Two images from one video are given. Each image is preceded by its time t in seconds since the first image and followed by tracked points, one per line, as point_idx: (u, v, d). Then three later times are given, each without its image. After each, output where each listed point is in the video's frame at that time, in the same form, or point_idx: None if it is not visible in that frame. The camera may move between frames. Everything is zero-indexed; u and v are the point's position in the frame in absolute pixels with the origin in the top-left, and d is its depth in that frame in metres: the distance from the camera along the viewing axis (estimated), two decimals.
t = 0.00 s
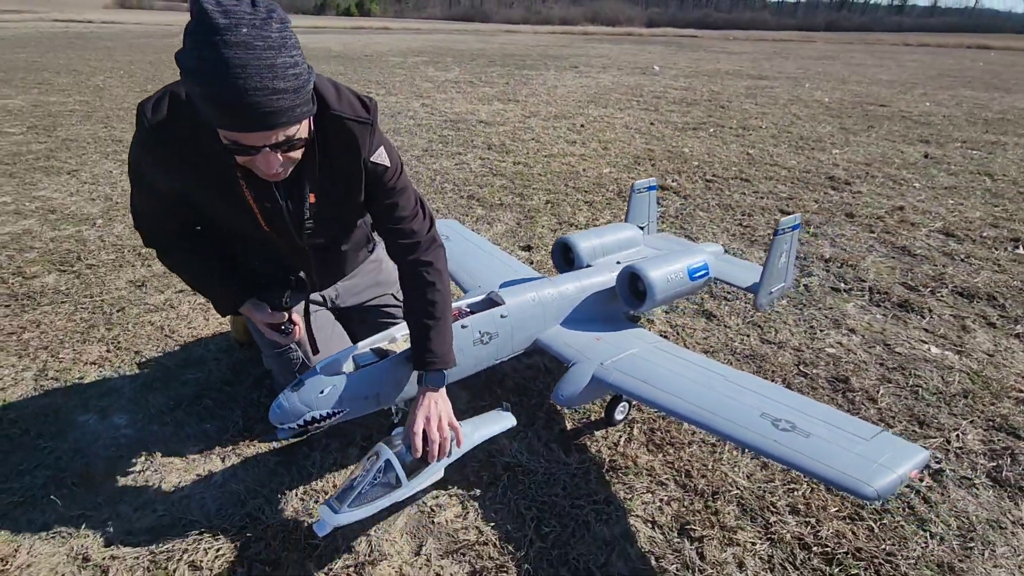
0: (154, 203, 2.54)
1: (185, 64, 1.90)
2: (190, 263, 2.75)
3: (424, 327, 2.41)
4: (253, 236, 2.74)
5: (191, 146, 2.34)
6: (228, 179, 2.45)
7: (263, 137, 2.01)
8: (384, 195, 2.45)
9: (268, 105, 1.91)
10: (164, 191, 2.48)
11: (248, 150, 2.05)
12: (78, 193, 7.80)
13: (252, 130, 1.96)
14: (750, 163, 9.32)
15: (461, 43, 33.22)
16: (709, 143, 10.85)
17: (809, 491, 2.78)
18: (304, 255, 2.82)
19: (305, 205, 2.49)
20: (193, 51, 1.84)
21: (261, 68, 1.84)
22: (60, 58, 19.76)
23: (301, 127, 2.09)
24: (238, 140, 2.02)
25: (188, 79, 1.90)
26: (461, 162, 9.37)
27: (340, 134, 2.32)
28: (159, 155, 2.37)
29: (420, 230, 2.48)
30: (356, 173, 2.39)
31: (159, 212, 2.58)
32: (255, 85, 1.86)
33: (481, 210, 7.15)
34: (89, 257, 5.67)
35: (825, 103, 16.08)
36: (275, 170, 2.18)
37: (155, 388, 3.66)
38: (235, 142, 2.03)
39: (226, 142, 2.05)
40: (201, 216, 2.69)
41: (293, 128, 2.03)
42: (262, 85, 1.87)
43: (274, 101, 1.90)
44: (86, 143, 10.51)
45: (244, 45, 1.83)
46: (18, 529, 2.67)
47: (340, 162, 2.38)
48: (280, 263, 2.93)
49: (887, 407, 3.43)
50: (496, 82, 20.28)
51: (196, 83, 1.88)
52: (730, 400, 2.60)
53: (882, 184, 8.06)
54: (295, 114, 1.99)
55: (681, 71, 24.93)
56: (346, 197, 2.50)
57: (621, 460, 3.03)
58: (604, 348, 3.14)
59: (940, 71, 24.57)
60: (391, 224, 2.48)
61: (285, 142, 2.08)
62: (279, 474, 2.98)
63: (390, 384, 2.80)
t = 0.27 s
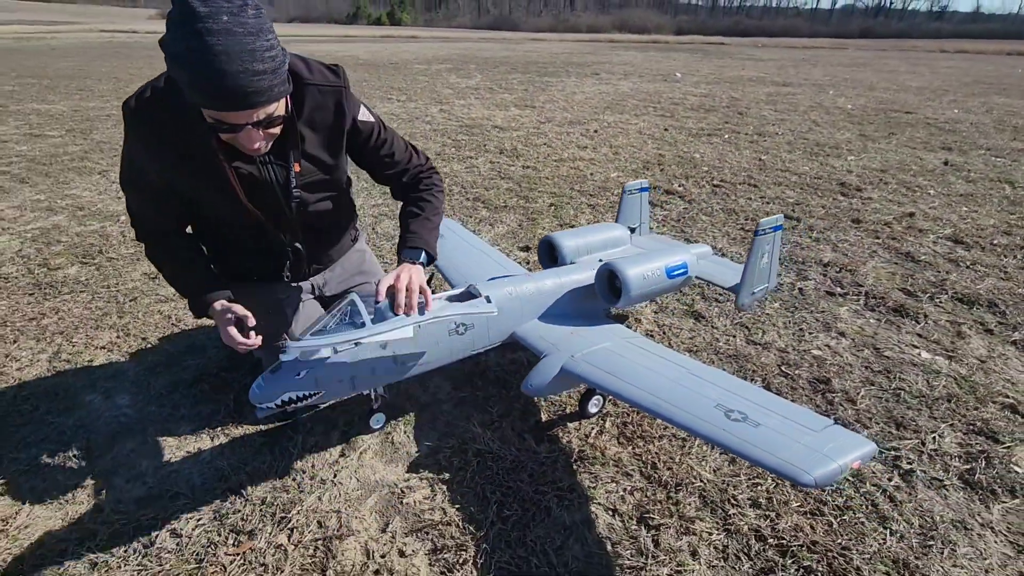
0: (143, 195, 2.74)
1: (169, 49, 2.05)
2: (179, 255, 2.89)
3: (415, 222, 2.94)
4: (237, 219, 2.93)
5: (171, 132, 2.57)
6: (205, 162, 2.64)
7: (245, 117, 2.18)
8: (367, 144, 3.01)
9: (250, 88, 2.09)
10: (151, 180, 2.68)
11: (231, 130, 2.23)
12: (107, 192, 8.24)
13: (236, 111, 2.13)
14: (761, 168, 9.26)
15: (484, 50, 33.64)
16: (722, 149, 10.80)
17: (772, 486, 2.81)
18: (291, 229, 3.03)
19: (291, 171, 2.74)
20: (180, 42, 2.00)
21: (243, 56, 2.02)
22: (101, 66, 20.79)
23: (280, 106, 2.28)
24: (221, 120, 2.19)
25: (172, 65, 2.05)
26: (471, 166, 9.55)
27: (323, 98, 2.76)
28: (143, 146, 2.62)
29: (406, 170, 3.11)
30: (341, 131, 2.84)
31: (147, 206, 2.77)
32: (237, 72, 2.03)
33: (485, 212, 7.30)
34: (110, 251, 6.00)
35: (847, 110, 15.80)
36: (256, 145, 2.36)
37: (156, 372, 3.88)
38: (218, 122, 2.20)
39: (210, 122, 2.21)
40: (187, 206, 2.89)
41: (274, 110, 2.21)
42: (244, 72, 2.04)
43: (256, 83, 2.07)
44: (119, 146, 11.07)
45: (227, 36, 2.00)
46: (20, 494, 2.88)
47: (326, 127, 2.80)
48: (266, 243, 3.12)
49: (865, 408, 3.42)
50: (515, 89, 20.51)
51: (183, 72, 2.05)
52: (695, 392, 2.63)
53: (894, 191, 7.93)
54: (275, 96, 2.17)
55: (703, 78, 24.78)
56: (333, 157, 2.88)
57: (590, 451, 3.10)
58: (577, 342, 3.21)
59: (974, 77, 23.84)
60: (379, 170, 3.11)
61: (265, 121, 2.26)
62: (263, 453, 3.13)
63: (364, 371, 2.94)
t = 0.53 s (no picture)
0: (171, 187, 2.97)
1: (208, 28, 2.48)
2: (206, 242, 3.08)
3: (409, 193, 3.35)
4: (258, 202, 3.19)
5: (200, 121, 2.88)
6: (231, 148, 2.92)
7: (264, 79, 2.53)
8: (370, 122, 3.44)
9: (270, 49, 2.43)
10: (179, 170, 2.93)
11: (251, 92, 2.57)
12: (132, 193, 8.62)
13: (256, 72, 2.48)
14: (769, 176, 9.29)
15: (501, 59, 34.07)
16: (731, 156, 10.86)
17: (748, 476, 2.90)
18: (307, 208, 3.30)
19: (309, 144, 3.03)
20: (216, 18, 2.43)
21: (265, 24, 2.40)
22: (131, 74, 21.61)
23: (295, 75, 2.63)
24: (243, 84, 2.54)
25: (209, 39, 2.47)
26: (481, 171, 9.76)
27: (335, 82, 3.18)
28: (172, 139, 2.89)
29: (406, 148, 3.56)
30: (351, 110, 3.23)
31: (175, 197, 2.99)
32: (259, 35, 2.39)
33: (491, 215, 7.48)
34: (132, 248, 6.31)
35: (862, 119, 15.70)
36: (273, 110, 2.70)
37: (170, 359, 4.11)
38: (241, 87, 2.55)
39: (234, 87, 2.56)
40: (210, 195, 3.14)
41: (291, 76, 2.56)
42: (266, 35, 2.41)
43: (275, 46, 2.43)
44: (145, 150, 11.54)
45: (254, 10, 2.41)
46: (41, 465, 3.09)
47: (338, 107, 3.18)
48: (283, 227, 3.36)
49: (849, 406, 3.49)
50: (530, 97, 20.77)
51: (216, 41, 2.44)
52: (674, 381, 2.75)
53: (901, 199, 7.91)
54: (291, 62, 2.53)
55: (718, 86, 24.77)
56: (343, 135, 3.23)
57: (575, 440, 3.22)
58: (564, 336, 3.34)
59: (998, 87, 23.43)
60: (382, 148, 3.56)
61: (281, 86, 2.60)
62: (265, 435, 3.32)
63: (360, 355, 3.08)
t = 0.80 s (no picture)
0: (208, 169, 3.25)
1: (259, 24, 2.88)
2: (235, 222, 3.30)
3: (411, 208, 3.60)
4: (284, 189, 3.44)
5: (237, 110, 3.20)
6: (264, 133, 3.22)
7: (305, 62, 2.87)
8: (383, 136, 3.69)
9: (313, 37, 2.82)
10: (217, 153, 3.23)
11: (292, 76, 2.90)
12: (160, 198, 9.03)
13: (300, 55, 2.84)
14: (778, 190, 9.38)
15: (519, 76, 34.69)
16: (742, 171, 10.96)
17: (737, 469, 3.00)
18: (328, 195, 3.54)
19: (334, 134, 3.33)
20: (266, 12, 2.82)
21: (312, 16, 2.81)
22: (162, 89, 22.51)
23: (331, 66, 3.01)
24: (286, 68, 2.88)
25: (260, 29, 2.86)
26: (494, 182, 10.00)
27: (361, 87, 3.49)
28: (213, 127, 3.22)
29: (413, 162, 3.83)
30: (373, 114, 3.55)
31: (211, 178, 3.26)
32: (305, 24, 2.80)
33: (502, 224, 7.68)
34: (159, 249, 6.64)
35: (878, 136, 15.69)
36: (309, 94, 3.01)
37: (192, 350, 4.34)
38: (283, 71, 2.89)
39: (277, 71, 2.90)
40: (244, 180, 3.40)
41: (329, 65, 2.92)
42: (311, 25, 2.81)
43: (316, 34, 2.81)
44: (173, 159, 12.05)
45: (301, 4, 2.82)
46: (70, 441, 3.31)
47: (362, 108, 3.47)
48: (306, 215, 3.59)
49: (843, 407, 3.56)
50: (545, 112, 21.13)
51: (267, 31, 2.83)
52: (664, 373, 2.88)
53: (911, 213, 7.93)
54: (328, 50, 2.90)
55: (734, 104, 24.90)
56: (364, 133, 3.52)
57: (572, 432, 3.35)
58: (563, 332, 3.49)
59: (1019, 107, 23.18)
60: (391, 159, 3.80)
61: (319, 72, 2.95)
62: (277, 420, 3.50)
63: (368, 345, 3.26)
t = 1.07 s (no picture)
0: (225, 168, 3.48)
1: (292, 27, 3.16)
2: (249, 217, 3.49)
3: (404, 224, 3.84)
4: (294, 188, 3.67)
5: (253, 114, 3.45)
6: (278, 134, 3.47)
7: (342, 62, 3.21)
8: (384, 147, 4.00)
9: (348, 40, 3.19)
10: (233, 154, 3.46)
11: (329, 72, 3.20)
12: (181, 210, 9.41)
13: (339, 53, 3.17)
14: (785, 207, 9.41)
15: (535, 96, 35.24)
16: (750, 188, 11.02)
17: (719, 472, 3.06)
18: (336, 194, 3.76)
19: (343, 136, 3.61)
20: (303, 16, 3.13)
21: (348, 23, 3.19)
22: (190, 107, 23.40)
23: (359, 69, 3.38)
24: (325, 65, 3.18)
25: (290, 31, 3.17)
26: (503, 198, 10.21)
27: (367, 101, 3.84)
28: (230, 130, 3.47)
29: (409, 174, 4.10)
30: (378, 124, 3.87)
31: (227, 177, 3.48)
32: (343, 29, 3.17)
33: (508, 237, 7.85)
34: (178, 257, 6.93)
35: (892, 156, 15.61)
36: (340, 90, 3.32)
37: (202, 351, 4.54)
38: (321, 67, 3.18)
39: (315, 67, 3.18)
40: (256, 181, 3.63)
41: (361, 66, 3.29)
42: (347, 30, 3.19)
43: (349, 33, 3.18)
44: (196, 173, 12.53)
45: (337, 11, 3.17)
46: (83, 431, 3.49)
47: (369, 118, 3.82)
48: (312, 216, 3.79)
49: (831, 416, 3.59)
50: (559, 131, 21.44)
51: (305, 31, 3.12)
52: (645, 374, 2.97)
53: (918, 231, 7.91)
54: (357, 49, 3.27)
55: (748, 124, 24.97)
56: (370, 139, 3.82)
57: (560, 434, 3.43)
58: (554, 337, 3.59)
59: None
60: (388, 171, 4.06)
61: (351, 72, 3.29)
62: (278, 417, 3.65)
63: (364, 346, 3.40)
